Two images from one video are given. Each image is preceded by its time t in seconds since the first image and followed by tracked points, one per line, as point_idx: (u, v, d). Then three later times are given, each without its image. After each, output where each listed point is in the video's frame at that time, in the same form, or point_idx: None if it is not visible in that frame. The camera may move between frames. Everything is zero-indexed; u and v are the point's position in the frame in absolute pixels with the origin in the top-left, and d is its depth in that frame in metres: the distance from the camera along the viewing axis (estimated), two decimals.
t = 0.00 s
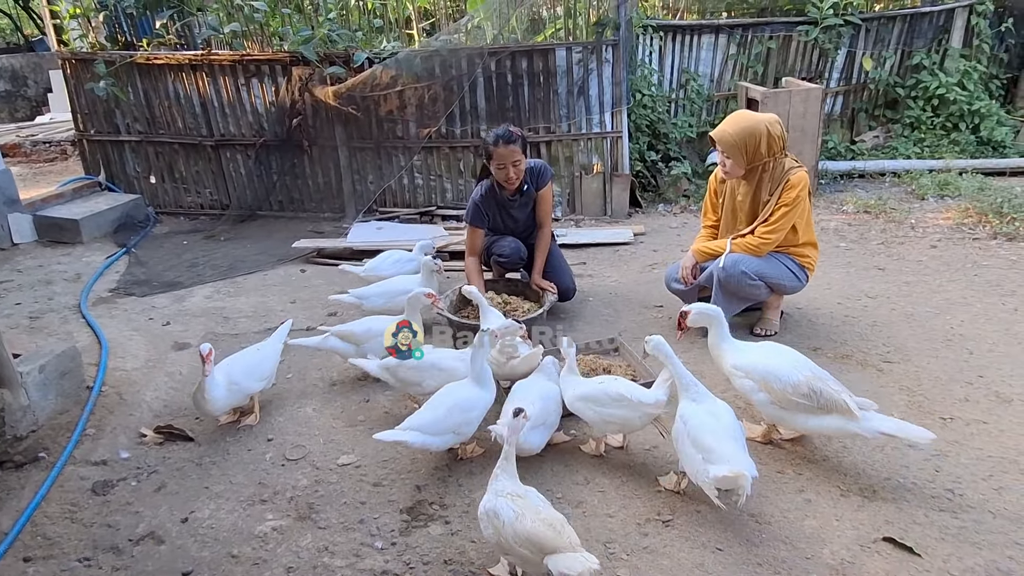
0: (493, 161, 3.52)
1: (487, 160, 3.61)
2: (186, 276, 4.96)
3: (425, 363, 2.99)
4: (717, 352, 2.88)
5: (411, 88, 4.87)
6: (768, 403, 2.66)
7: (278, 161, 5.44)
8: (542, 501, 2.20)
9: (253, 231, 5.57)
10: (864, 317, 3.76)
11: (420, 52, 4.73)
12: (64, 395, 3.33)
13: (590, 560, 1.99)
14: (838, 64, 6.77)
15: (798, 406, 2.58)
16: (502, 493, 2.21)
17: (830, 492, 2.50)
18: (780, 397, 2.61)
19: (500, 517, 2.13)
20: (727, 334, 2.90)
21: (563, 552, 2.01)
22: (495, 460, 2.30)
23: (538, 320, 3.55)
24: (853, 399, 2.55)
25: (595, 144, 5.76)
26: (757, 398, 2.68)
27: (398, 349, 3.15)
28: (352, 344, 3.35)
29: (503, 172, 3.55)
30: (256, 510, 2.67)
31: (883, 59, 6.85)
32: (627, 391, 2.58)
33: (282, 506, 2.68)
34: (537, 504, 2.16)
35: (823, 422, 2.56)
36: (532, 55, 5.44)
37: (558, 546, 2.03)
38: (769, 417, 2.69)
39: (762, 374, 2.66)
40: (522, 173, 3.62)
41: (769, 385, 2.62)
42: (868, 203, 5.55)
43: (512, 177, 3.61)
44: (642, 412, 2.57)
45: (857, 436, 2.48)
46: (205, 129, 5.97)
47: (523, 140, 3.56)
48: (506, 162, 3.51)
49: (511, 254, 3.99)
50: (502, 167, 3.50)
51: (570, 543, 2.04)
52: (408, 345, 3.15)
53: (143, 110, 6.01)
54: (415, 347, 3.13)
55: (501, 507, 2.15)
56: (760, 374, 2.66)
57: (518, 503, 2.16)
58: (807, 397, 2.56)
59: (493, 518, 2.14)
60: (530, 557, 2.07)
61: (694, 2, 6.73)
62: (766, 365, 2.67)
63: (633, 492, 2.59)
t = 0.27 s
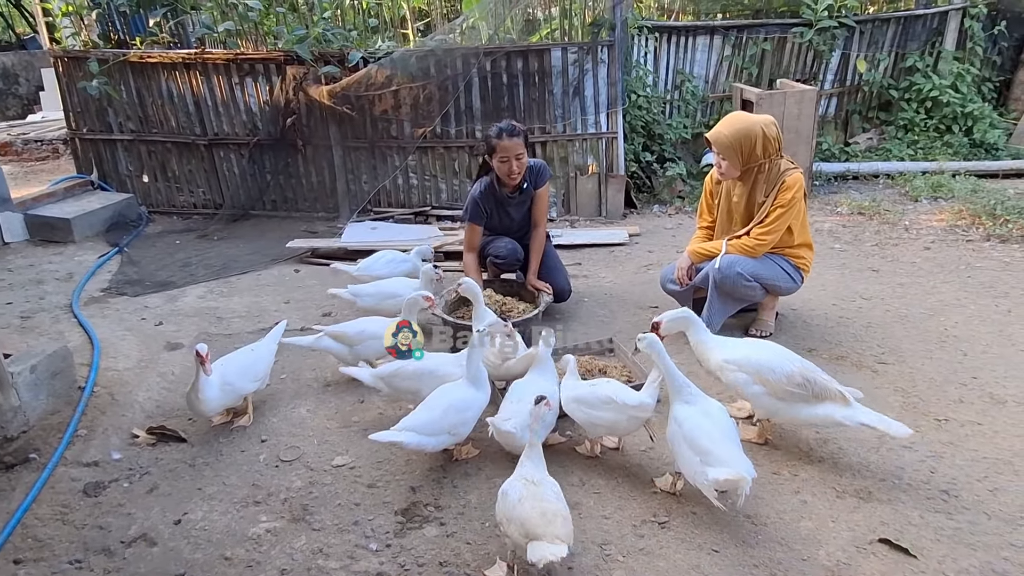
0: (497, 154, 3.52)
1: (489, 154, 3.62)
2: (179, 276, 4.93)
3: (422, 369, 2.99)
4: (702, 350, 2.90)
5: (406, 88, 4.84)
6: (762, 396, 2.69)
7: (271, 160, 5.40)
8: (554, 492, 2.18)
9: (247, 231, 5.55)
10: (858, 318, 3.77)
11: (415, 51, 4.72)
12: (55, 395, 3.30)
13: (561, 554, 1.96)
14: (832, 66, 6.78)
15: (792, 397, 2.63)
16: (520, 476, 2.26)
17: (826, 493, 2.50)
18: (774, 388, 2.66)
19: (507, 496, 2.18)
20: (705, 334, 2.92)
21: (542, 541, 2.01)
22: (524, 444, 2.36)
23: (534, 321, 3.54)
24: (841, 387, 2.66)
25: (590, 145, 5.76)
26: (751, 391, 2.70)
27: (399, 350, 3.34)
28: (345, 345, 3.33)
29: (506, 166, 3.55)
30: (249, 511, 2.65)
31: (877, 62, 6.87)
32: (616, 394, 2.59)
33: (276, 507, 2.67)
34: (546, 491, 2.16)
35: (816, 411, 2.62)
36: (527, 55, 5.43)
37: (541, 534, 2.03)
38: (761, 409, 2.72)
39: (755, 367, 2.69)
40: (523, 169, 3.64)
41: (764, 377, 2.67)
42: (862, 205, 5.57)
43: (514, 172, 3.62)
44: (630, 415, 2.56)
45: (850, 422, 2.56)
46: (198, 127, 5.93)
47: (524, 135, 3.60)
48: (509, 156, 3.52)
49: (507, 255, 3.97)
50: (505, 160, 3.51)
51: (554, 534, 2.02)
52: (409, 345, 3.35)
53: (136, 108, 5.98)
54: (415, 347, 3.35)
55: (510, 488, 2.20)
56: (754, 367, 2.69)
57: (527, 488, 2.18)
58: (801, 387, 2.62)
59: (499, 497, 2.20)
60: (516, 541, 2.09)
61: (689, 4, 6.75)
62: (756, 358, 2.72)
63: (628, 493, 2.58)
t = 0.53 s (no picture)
0: (498, 152, 3.52)
1: (490, 153, 3.61)
2: (174, 276, 4.90)
3: (421, 370, 2.97)
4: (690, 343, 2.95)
5: (402, 87, 4.83)
6: (756, 379, 2.75)
7: (267, 160, 5.41)
8: (559, 494, 2.17)
9: (242, 231, 5.52)
10: (856, 319, 3.77)
11: (413, 50, 4.71)
12: (50, 397, 3.28)
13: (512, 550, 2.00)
14: (828, 66, 6.80)
15: (785, 380, 2.72)
16: (529, 472, 2.29)
17: (825, 494, 2.50)
18: (768, 372, 2.73)
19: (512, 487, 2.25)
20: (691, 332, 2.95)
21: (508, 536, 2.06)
22: (543, 442, 2.39)
23: (532, 321, 3.53)
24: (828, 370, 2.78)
25: (587, 145, 5.76)
26: (746, 374, 2.75)
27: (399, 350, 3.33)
28: (341, 346, 3.31)
29: (508, 164, 3.55)
30: (247, 514, 2.63)
31: (873, 62, 6.89)
32: (614, 394, 2.59)
33: (274, 509, 2.65)
34: (541, 491, 2.16)
35: (809, 392, 2.72)
36: (524, 55, 5.42)
37: (512, 530, 2.08)
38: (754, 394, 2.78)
39: (747, 353, 2.77)
40: (524, 168, 3.64)
41: (757, 361, 2.75)
42: (858, 205, 5.58)
43: (515, 171, 3.62)
44: (628, 415, 2.56)
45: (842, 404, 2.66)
46: (193, 127, 5.90)
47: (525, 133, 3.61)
48: (510, 154, 3.52)
49: (506, 255, 3.96)
50: (507, 158, 3.51)
51: (521, 531, 2.06)
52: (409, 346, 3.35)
53: (130, 108, 5.94)
54: (415, 347, 3.35)
55: (513, 483, 2.25)
56: (747, 353, 2.77)
57: (526, 485, 2.21)
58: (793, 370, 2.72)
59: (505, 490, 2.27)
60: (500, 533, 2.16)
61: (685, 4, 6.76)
62: (747, 344, 2.80)
63: (628, 494, 2.58)
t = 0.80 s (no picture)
0: (500, 152, 3.52)
1: (491, 153, 3.61)
2: (170, 276, 4.88)
3: (421, 369, 2.96)
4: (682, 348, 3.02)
5: (401, 87, 4.85)
6: (741, 385, 2.82)
7: (263, 160, 5.33)
8: (549, 480, 2.18)
9: (239, 231, 5.50)
10: (854, 320, 3.78)
11: (410, 50, 4.72)
12: (45, 397, 3.25)
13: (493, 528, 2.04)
14: (825, 68, 6.81)
15: (770, 385, 2.76)
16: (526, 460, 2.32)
17: (826, 495, 2.50)
18: (753, 377, 2.78)
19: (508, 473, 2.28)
20: (680, 337, 3.03)
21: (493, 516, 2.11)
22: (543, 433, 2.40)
23: (531, 321, 3.53)
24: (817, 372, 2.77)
25: (585, 145, 5.75)
26: (731, 381, 2.83)
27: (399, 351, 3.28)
28: (339, 347, 3.30)
29: (509, 164, 3.55)
30: (245, 515, 2.61)
31: (869, 64, 6.91)
32: (609, 393, 2.58)
33: (272, 511, 2.63)
34: (532, 475, 2.19)
35: (794, 396, 2.75)
36: (522, 55, 5.41)
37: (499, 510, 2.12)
38: (742, 397, 2.86)
39: (733, 359, 2.81)
40: (524, 168, 3.64)
41: (742, 368, 2.78)
42: (855, 206, 5.59)
43: (516, 171, 3.62)
44: (620, 414, 2.54)
45: (826, 408, 2.70)
46: (189, 126, 5.87)
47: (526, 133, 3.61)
48: (512, 153, 3.53)
49: (506, 256, 3.95)
50: (509, 157, 3.51)
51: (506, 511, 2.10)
52: (409, 346, 3.27)
53: (126, 106, 5.92)
54: (415, 347, 3.28)
55: (509, 469, 2.29)
56: (733, 358, 2.81)
57: (519, 470, 2.24)
58: (779, 375, 2.74)
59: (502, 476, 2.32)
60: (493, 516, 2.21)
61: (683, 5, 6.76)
62: (735, 349, 2.82)
63: (628, 495, 2.57)
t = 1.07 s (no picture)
0: (501, 148, 3.52)
1: (492, 149, 3.60)
2: (167, 273, 4.86)
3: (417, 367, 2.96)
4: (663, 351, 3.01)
5: (399, 85, 4.82)
6: (727, 385, 2.84)
7: (261, 158, 5.31)
8: (557, 471, 2.24)
9: (236, 228, 5.48)
10: (853, 320, 3.78)
11: (408, 47, 4.68)
12: (41, 395, 3.23)
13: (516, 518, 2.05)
14: (823, 68, 6.82)
15: (756, 384, 2.78)
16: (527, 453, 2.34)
17: (825, 495, 2.50)
18: (738, 377, 2.80)
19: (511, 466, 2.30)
20: (660, 341, 3.02)
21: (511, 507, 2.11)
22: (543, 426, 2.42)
23: (530, 320, 3.52)
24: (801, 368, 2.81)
25: (584, 144, 5.75)
26: (717, 382, 2.85)
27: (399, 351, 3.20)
28: (338, 345, 3.29)
29: (512, 159, 3.55)
30: (243, 514, 2.60)
31: (867, 64, 6.93)
32: (608, 394, 2.58)
33: (270, 509, 2.62)
34: (539, 466, 2.22)
35: (781, 394, 2.77)
36: (521, 53, 5.40)
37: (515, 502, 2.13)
38: (729, 398, 2.87)
39: (717, 359, 2.83)
40: (525, 165, 3.63)
41: (727, 368, 2.81)
42: (853, 206, 5.61)
43: (517, 167, 3.63)
44: (619, 416, 2.54)
45: (811, 404, 2.72)
46: (186, 123, 5.85)
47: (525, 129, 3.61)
48: (513, 149, 3.53)
49: (505, 254, 3.93)
50: (511, 153, 3.51)
51: (524, 503, 2.11)
52: (409, 345, 3.17)
53: (122, 103, 5.89)
54: (415, 347, 3.18)
55: (512, 462, 2.30)
56: (717, 359, 2.83)
57: (525, 462, 2.27)
58: (763, 374, 2.76)
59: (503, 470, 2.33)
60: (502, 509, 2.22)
61: (682, 4, 6.77)
62: (718, 349, 2.84)
63: (627, 495, 2.57)
